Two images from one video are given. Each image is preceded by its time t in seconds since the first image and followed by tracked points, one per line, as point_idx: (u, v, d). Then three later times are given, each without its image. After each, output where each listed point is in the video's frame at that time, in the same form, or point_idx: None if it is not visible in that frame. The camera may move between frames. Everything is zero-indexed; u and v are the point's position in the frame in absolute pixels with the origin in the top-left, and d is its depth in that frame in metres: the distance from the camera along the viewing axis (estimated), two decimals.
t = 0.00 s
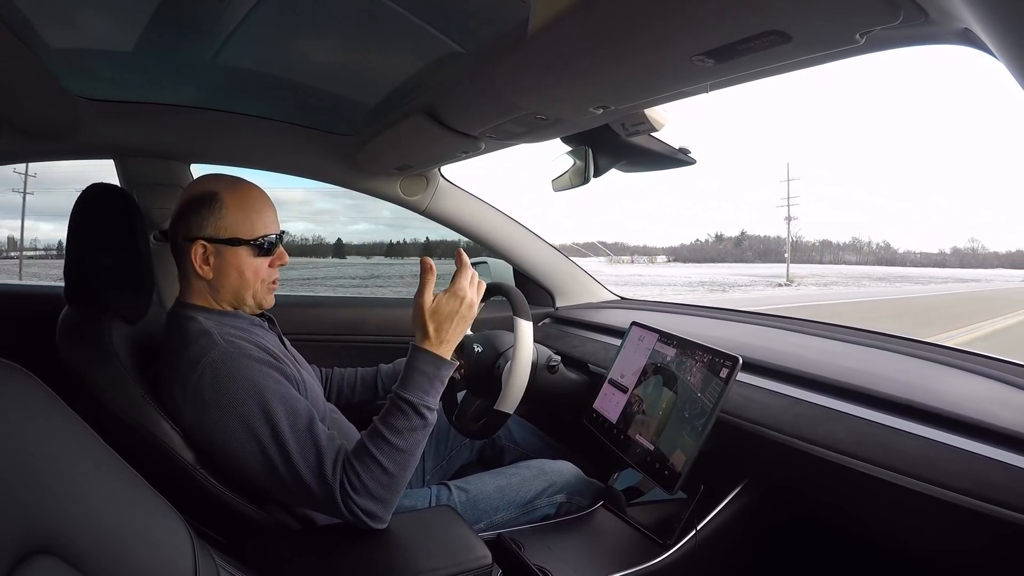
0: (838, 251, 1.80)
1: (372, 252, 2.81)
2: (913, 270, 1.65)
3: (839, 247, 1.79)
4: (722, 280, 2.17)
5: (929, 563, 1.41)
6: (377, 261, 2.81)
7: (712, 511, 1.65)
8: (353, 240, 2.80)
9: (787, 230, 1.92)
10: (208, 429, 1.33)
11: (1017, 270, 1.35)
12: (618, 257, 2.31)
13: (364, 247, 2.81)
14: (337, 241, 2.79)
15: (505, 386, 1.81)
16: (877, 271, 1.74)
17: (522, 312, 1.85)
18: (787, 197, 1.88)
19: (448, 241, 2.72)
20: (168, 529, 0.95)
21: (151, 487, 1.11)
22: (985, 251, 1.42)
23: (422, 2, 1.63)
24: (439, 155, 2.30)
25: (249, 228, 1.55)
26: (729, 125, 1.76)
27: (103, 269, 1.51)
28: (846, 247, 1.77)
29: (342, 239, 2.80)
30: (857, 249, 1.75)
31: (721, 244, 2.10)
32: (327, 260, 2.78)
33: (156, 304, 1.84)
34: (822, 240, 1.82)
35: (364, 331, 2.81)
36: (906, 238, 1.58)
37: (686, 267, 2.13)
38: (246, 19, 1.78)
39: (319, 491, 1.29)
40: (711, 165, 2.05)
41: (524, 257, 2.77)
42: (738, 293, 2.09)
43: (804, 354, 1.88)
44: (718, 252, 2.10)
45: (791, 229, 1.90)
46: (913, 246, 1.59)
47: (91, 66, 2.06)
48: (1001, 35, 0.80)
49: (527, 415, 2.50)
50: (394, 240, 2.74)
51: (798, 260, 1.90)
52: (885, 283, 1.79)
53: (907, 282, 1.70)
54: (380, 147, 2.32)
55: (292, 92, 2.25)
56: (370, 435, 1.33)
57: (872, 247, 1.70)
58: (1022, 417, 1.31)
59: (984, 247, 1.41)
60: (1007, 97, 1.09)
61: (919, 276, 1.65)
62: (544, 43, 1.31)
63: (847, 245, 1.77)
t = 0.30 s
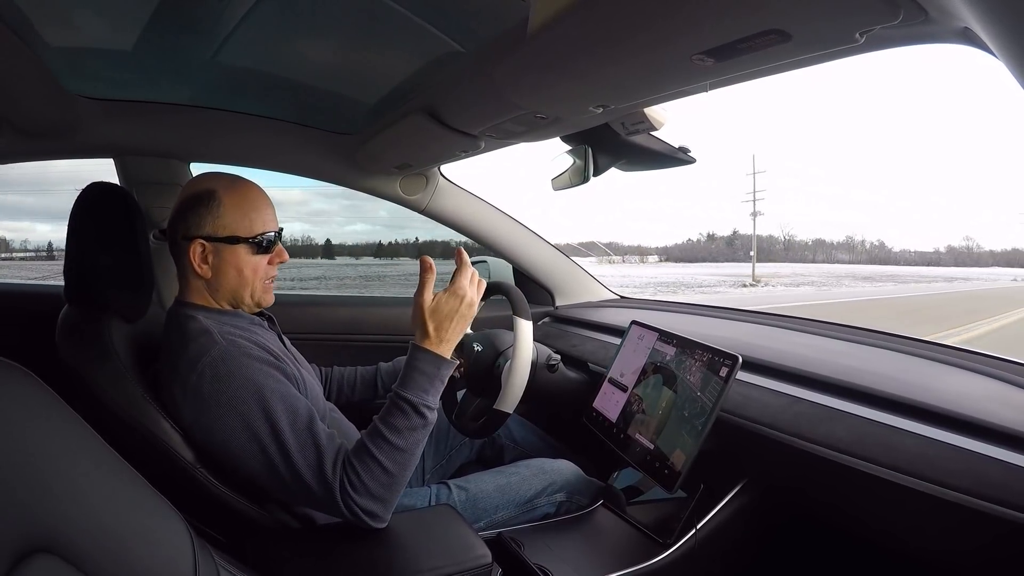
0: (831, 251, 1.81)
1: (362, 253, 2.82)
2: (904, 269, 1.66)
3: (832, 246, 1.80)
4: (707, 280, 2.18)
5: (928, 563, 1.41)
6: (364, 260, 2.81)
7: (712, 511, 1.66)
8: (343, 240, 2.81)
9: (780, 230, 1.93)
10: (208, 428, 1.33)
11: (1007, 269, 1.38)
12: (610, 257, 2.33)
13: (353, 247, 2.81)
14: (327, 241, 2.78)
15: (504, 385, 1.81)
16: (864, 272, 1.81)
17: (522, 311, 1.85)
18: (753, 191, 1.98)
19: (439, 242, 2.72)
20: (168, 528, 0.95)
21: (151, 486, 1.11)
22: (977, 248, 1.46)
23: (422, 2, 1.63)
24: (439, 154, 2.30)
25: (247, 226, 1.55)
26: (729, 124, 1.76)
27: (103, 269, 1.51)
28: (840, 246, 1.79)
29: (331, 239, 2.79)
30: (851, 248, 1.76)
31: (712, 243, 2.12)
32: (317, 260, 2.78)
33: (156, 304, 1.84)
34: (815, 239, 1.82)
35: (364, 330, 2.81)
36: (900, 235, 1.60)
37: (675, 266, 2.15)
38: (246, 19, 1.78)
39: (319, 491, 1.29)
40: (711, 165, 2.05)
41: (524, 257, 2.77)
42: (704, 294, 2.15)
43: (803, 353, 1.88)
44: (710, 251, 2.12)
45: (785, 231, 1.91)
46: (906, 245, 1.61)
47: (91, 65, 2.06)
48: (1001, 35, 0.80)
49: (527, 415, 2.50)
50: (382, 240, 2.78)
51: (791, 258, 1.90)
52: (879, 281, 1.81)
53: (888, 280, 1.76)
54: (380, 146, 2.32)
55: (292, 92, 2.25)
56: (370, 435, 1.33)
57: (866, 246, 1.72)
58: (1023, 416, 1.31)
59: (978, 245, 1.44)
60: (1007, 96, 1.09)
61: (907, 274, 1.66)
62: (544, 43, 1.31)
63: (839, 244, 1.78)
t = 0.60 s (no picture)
0: (824, 250, 1.84)
1: (353, 254, 2.78)
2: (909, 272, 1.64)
3: (825, 246, 1.84)
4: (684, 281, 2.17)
5: (927, 564, 1.41)
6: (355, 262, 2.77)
7: (712, 511, 1.66)
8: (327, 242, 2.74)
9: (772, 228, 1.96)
10: (208, 429, 1.33)
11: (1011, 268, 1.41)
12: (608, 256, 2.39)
13: (343, 248, 2.77)
14: (317, 243, 2.73)
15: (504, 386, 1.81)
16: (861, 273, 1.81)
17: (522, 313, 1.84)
18: (713, 184, 2.08)
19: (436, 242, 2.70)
20: (168, 528, 0.95)
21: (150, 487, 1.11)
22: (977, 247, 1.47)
23: (422, 2, 1.63)
24: (439, 154, 2.29)
25: (246, 226, 1.55)
26: (728, 124, 1.76)
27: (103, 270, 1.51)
28: (833, 246, 1.82)
29: (321, 241, 2.74)
30: (844, 248, 1.78)
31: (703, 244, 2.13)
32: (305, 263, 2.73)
33: (156, 304, 1.84)
34: (808, 238, 1.86)
35: (364, 330, 2.81)
36: (899, 233, 1.60)
37: (665, 266, 2.18)
38: (245, 19, 1.78)
39: (319, 491, 1.29)
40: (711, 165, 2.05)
41: (524, 257, 2.77)
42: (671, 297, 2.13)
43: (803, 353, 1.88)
44: (701, 251, 2.13)
45: (776, 229, 1.95)
46: (904, 244, 1.61)
47: (90, 66, 2.06)
48: (1002, 35, 0.80)
49: (527, 415, 2.50)
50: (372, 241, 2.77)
51: (784, 257, 1.95)
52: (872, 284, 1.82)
53: (870, 281, 1.81)
54: (379, 147, 2.32)
55: (292, 92, 2.25)
56: (372, 436, 1.33)
57: (859, 246, 1.73)
58: (1022, 416, 1.31)
59: (973, 244, 1.47)
60: (1007, 96, 1.09)
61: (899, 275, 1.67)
62: (545, 42, 1.31)
63: (834, 244, 1.81)
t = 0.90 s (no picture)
0: (817, 251, 1.84)
1: (343, 253, 2.82)
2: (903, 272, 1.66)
3: (818, 246, 1.83)
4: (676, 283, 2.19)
5: (927, 565, 1.41)
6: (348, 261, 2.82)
7: (713, 512, 1.65)
8: (321, 241, 2.79)
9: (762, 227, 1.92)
10: (208, 430, 1.33)
11: (1002, 268, 1.41)
12: (605, 254, 2.41)
13: (336, 248, 2.81)
14: (307, 242, 2.78)
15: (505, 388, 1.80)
16: (844, 275, 1.84)
17: (522, 313, 1.84)
18: (667, 180, 2.24)
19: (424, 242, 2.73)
20: (167, 528, 0.95)
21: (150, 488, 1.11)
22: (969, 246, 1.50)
23: (422, 3, 1.63)
24: (438, 155, 2.29)
25: (244, 221, 1.55)
26: (728, 125, 1.76)
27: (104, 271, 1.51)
28: (826, 246, 1.82)
29: (311, 241, 2.79)
30: (837, 248, 1.79)
31: (698, 242, 2.10)
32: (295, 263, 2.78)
33: (156, 305, 1.84)
34: (801, 238, 1.84)
35: (364, 331, 2.81)
36: (895, 233, 1.61)
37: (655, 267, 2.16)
38: (245, 19, 1.78)
39: (319, 492, 1.29)
40: (710, 166, 2.05)
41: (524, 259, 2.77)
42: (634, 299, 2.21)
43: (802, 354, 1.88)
44: (694, 250, 2.12)
45: (769, 228, 1.91)
46: (899, 244, 1.62)
47: (90, 67, 2.06)
48: (1003, 36, 0.79)
49: (527, 416, 2.50)
50: (362, 241, 2.80)
51: (776, 257, 1.94)
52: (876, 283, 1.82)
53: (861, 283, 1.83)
54: (379, 148, 2.32)
55: (292, 93, 2.25)
56: (370, 436, 1.32)
57: (853, 246, 1.75)
58: (1021, 417, 1.31)
59: (968, 246, 1.49)
60: (1009, 97, 1.08)
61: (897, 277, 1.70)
62: (544, 43, 1.31)
63: (826, 244, 1.81)
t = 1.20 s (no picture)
0: (810, 251, 1.85)
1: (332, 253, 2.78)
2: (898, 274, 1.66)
3: (812, 246, 1.85)
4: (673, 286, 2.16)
5: (926, 565, 1.41)
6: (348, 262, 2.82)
7: (713, 512, 1.65)
8: (314, 241, 2.73)
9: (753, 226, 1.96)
10: (206, 431, 1.33)
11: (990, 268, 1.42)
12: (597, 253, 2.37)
13: (326, 248, 2.76)
14: (296, 242, 2.71)
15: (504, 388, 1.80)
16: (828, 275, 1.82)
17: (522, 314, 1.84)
18: (615, 177, 2.36)
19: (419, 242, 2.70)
20: (166, 529, 0.95)
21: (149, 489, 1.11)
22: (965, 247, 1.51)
23: (421, 3, 1.63)
24: (438, 156, 2.29)
25: (244, 223, 1.55)
26: (728, 126, 1.76)
27: (104, 271, 1.51)
28: (819, 247, 1.83)
29: (299, 240, 2.72)
30: (830, 248, 1.80)
31: (689, 242, 2.12)
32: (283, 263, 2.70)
33: (155, 306, 1.83)
34: (793, 238, 1.87)
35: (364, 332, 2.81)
36: (889, 233, 1.62)
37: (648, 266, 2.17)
38: (245, 19, 1.78)
39: (316, 493, 1.29)
40: (710, 167, 2.05)
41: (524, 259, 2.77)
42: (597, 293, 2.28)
43: (800, 354, 1.89)
44: (687, 250, 2.12)
45: (760, 228, 1.95)
46: (894, 243, 1.63)
47: (91, 67, 2.06)
48: (1003, 38, 0.79)
49: (526, 417, 2.50)
50: (350, 241, 2.76)
51: (767, 258, 1.95)
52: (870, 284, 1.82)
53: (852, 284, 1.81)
54: (378, 148, 2.32)
55: (292, 94, 2.25)
56: (351, 438, 1.32)
57: (846, 247, 1.75)
58: (1020, 417, 1.31)
59: (963, 245, 1.49)
60: (1008, 99, 1.08)
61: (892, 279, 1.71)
62: (544, 44, 1.31)
63: (819, 244, 1.83)
